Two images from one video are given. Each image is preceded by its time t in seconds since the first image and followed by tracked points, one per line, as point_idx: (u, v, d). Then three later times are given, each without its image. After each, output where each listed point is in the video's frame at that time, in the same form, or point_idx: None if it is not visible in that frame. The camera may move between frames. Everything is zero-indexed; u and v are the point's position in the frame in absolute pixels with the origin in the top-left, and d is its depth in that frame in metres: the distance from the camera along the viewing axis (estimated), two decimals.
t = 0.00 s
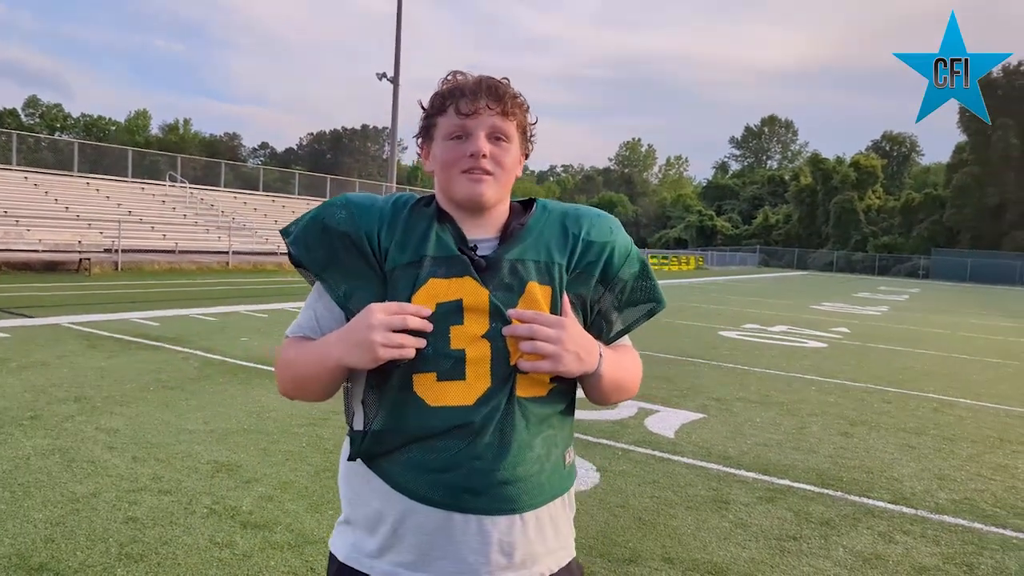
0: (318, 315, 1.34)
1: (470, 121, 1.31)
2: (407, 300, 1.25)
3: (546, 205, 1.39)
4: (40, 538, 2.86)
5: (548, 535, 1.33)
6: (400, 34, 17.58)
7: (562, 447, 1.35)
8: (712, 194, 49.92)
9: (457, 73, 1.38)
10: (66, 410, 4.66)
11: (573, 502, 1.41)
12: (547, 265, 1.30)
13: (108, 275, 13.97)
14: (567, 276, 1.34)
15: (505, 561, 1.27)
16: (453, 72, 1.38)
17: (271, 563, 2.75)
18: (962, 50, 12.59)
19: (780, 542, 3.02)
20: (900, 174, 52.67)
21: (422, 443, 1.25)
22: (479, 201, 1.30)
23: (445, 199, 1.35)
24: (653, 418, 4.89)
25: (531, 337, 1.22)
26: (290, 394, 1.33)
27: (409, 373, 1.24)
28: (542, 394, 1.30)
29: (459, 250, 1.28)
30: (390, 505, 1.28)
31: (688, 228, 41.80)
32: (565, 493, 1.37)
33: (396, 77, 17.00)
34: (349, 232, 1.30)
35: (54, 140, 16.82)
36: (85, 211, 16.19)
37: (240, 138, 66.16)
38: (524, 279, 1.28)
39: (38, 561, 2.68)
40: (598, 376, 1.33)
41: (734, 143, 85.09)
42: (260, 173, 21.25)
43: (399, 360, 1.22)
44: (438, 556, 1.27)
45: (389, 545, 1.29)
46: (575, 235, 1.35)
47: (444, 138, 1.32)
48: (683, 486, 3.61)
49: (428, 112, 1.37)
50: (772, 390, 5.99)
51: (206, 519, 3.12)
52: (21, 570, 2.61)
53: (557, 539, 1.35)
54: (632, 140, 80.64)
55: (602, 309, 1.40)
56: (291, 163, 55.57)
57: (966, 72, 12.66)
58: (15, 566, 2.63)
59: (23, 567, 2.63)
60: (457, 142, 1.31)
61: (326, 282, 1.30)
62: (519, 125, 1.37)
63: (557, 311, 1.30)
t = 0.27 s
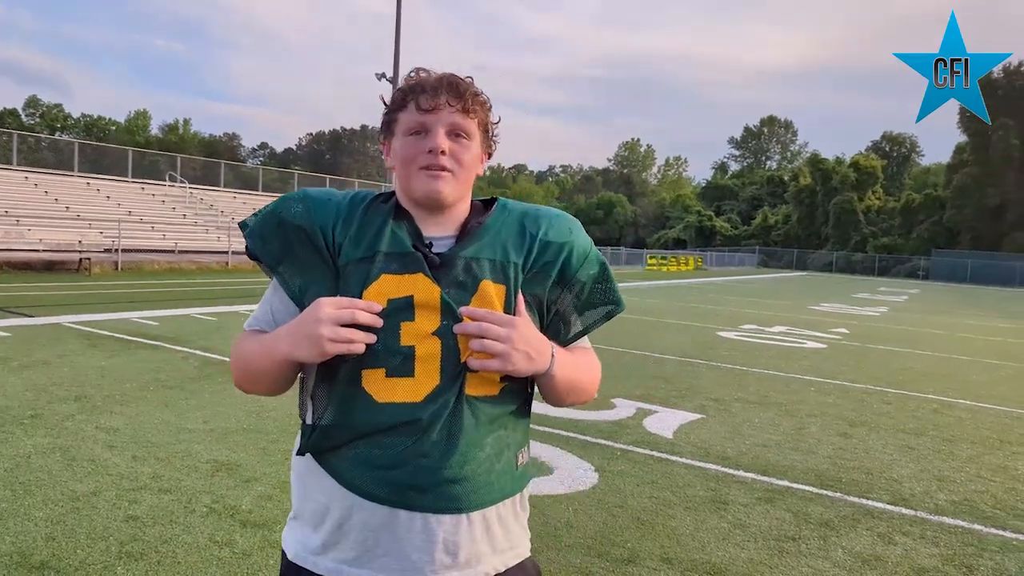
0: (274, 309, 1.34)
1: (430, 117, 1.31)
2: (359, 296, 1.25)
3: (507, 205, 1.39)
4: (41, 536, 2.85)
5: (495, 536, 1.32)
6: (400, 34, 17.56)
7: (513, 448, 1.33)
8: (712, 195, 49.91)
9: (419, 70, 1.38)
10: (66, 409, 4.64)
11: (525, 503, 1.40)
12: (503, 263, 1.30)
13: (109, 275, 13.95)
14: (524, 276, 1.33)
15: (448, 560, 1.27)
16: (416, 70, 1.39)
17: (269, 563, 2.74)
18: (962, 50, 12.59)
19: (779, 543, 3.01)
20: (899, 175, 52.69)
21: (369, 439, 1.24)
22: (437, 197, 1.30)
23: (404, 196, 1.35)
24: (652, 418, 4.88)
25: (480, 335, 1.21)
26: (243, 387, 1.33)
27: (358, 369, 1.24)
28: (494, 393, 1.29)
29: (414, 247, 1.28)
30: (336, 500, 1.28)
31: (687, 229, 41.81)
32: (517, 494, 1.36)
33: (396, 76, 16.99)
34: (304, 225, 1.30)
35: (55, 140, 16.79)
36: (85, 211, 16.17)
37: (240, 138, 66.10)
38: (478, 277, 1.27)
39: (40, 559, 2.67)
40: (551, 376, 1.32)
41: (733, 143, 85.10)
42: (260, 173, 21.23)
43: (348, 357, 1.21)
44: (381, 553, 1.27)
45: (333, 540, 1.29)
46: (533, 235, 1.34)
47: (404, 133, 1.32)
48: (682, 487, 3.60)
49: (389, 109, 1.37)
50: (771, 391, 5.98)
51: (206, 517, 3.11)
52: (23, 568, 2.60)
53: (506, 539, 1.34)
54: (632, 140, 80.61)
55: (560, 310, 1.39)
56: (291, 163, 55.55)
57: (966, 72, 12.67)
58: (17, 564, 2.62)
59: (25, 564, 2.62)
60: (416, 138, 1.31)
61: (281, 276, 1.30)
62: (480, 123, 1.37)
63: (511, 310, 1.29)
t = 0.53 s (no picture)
0: (229, 305, 1.36)
1: (387, 116, 1.33)
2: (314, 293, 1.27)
3: (468, 205, 1.40)
4: (35, 541, 2.86)
5: (446, 535, 1.33)
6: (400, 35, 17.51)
7: (466, 448, 1.35)
8: (711, 198, 49.98)
9: (381, 71, 1.41)
10: (63, 411, 4.65)
11: (480, 502, 1.41)
12: (461, 263, 1.31)
13: (107, 275, 13.96)
14: (482, 276, 1.33)
15: (395, 559, 1.28)
16: (378, 71, 1.41)
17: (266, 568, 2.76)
18: (961, 49, 12.68)
19: (778, 545, 3.03)
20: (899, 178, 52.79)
21: (320, 438, 1.26)
22: (393, 196, 1.32)
23: (364, 195, 1.37)
24: (650, 421, 4.90)
25: (436, 333, 1.22)
26: (193, 381, 1.35)
27: (311, 365, 1.26)
28: (449, 391, 1.30)
29: (372, 244, 1.30)
30: (286, 498, 1.30)
31: (686, 231, 41.87)
32: (471, 494, 1.38)
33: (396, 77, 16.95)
34: (260, 220, 1.32)
35: (54, 140, 16.78)
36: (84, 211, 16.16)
37: (239, 138, 66.15)
38: (436, 275, 1.29)
39: (33, 564, 2.68)
40: (508, 375, 1.32)
41: (733, 146, 85.20)
42: (260, 174, 21.23)
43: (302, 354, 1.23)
44: (327, 553, 1.29)
45: (279, 540, 1.31)
46: (493, 235, 1.35)
47: (362, 133, 1.35)
48: (682, 489, 3.63)
49: (350, 109, 1.39)
50: (770, 393, 6.00)
51: (203, 521, 3.13)
52: (17, 572, 2.62)
53: (455, 540, 1.35)
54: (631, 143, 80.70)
55: (520, 310, 1.40)
56: (290, 164, 55.55)
57: (966, 73, 12.74)
58: (11, 569, 2.64)
59: (18, 569, 2.63)
60: (373, 137, 1.33)
61: (235, 271, 1.33)
62: (439, 123, 1.38)
63: (467, 309, 1.30)
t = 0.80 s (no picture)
0: (201, 299, 1.36)
1: (364, 120, 1.33)
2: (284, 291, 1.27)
3: (444, 212, 1.40)
4: (42, 538, 2.86)
5: (402, 539, 1.32)
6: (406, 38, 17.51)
7: (428, 454, 1.34)
8: (716, 201, 49.91)
9: (364, 74, 1.41)
10: (70, 410, 4.66)
11: (443, 505, 1.41)
12: (433, 268, 1.30)
13: (113, 276, 13.98)
14: (453, 283, 1.33)
15: (348, 561, 1.28)
16: (361, 73, 1.41)
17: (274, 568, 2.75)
18: (962, 49, 12.63)
19: (782, 551, 3.01)
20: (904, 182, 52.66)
21: (280, 438, 1.26)
22: (367, 200, 1.32)
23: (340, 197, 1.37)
24: (654, 424, 4.89)
25: (400, 338, 1.21)
26: (161, 376, 1.34)
27: (275, 364, 1.26)
28: (412, 397, 1.29)
29: (344, 246, 1.29)
30: (244, 496, 1.30)
31: (690, 235, 41.80)
32: (431, 500, 1.37)
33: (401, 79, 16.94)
34: (236, 216, 1.33)
35: (61, 141, 16.83)
36: (90, 212, 16.22)
37: (244, 141, 66.32)
38: (406, 280, 1.28)
39: (39, 561, 2.68)
40: (472, 384, 1.32)
41: (737, 150, 85.13)
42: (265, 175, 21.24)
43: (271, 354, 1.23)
44: (281, 551, 1.28)
45: (237, 537, 1.31)
46: (467, 243, 1.35)
47: (340, 135, 1.35)
48: (686, 493, 3.61)
49: (331, 110, 1.40)
50: (774, 398, 5.98)
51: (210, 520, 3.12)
52: (24, 569, 2.62)
53: (414, 542, 1.34)
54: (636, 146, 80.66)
55: (492, 320, 1.39)
56: (295, 166, 55.60)
57: (966, 73, 12.68)
58: (17, 566, 2.64)
59: (26, 566, 2.64)
60: (351, 139, 1.33)
61: (209, 265, 1.33)
62: (418, 129, 1.38)
63: (436, 316, 1.29)
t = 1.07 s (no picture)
0: (190, 302, 1.33)
1: (358, 127, 1.31)
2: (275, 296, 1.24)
3: (437, 216, 1.38)
4: (53, 542, 2.85)
5: (398, 542, 1.30)
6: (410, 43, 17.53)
7: (425, 458, 1.32)
8: (722, 204, 49.81)
9: (358, 77, 1.38)
10: (79, 415, 4.66)
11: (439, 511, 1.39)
12: (426, 271, 1.28)
13: (121, 282, 14.02)
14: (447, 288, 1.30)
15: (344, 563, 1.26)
16: (354, 76, 1.39)
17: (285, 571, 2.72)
18: (962, 50, 12.56)
19: (791, 556, 2.97)
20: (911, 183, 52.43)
21: (274, 441, 1.24)
22: (360, 207, 1.30)
23: (333, 202, 1.35)
24: (662, 428, 4.85)
25: (400, 341, 1.19)
26: (150, 383, 1.31)
27: (266, 370, 1.23)
28: (409, 403, 1.27)
29: (337, 250, 1.27)
30: (237, 500, 1.28)
31: (696, 238, 41.68)
32: (425, 504, 1.34)
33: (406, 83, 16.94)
34: (226, 220, 1.31)
35: (69, 148, 16.92)
36: (97, 218, 16.28)
37: (250, 146, 66.57)
38: (399, 283, 1.26)
39: (51, 564, 2.67)
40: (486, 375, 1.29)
41: (743, 152, 84.98)
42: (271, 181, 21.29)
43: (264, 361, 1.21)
44: (274, 555, 1.26)
45: (229, 542, 1.28)
46: (460, 246, 1.33)
47: (333, 140, 1.32)
48: (693, 497, 3.57)
49: (324, 114, 1.37)
50: (782, 401, 5.92)
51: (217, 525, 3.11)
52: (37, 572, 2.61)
53: (408, 547, 1.32)
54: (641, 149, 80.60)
55: (487, 324, 1.36)
56: (301, 172, 55.75)
57: (966, 73, 12.60)
58: (30, 569, 2.62)
59: (37, 569, 2.62)
60: (344, 146, 1.31)
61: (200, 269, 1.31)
62: (412, 135, 1.36)
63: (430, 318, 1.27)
